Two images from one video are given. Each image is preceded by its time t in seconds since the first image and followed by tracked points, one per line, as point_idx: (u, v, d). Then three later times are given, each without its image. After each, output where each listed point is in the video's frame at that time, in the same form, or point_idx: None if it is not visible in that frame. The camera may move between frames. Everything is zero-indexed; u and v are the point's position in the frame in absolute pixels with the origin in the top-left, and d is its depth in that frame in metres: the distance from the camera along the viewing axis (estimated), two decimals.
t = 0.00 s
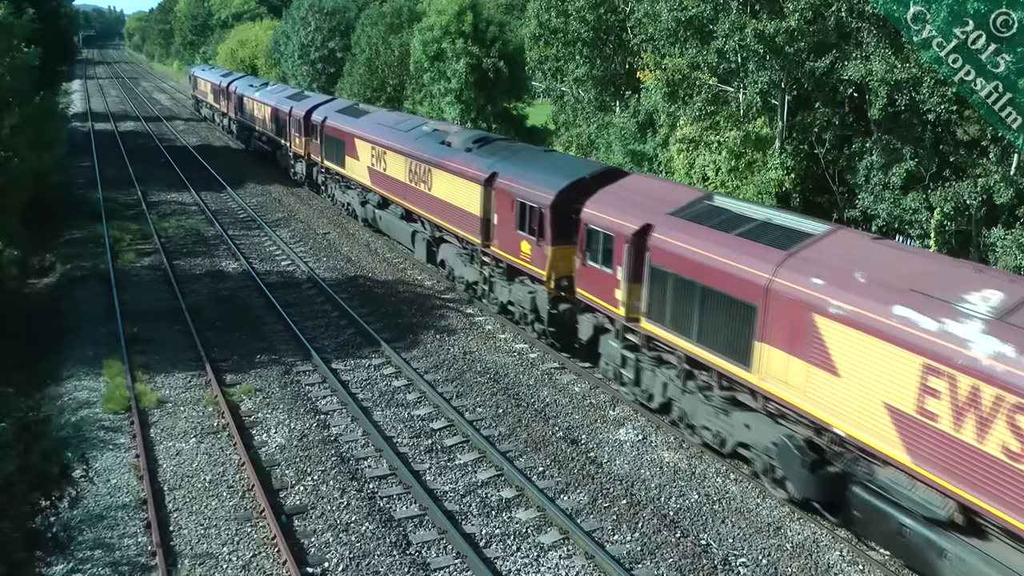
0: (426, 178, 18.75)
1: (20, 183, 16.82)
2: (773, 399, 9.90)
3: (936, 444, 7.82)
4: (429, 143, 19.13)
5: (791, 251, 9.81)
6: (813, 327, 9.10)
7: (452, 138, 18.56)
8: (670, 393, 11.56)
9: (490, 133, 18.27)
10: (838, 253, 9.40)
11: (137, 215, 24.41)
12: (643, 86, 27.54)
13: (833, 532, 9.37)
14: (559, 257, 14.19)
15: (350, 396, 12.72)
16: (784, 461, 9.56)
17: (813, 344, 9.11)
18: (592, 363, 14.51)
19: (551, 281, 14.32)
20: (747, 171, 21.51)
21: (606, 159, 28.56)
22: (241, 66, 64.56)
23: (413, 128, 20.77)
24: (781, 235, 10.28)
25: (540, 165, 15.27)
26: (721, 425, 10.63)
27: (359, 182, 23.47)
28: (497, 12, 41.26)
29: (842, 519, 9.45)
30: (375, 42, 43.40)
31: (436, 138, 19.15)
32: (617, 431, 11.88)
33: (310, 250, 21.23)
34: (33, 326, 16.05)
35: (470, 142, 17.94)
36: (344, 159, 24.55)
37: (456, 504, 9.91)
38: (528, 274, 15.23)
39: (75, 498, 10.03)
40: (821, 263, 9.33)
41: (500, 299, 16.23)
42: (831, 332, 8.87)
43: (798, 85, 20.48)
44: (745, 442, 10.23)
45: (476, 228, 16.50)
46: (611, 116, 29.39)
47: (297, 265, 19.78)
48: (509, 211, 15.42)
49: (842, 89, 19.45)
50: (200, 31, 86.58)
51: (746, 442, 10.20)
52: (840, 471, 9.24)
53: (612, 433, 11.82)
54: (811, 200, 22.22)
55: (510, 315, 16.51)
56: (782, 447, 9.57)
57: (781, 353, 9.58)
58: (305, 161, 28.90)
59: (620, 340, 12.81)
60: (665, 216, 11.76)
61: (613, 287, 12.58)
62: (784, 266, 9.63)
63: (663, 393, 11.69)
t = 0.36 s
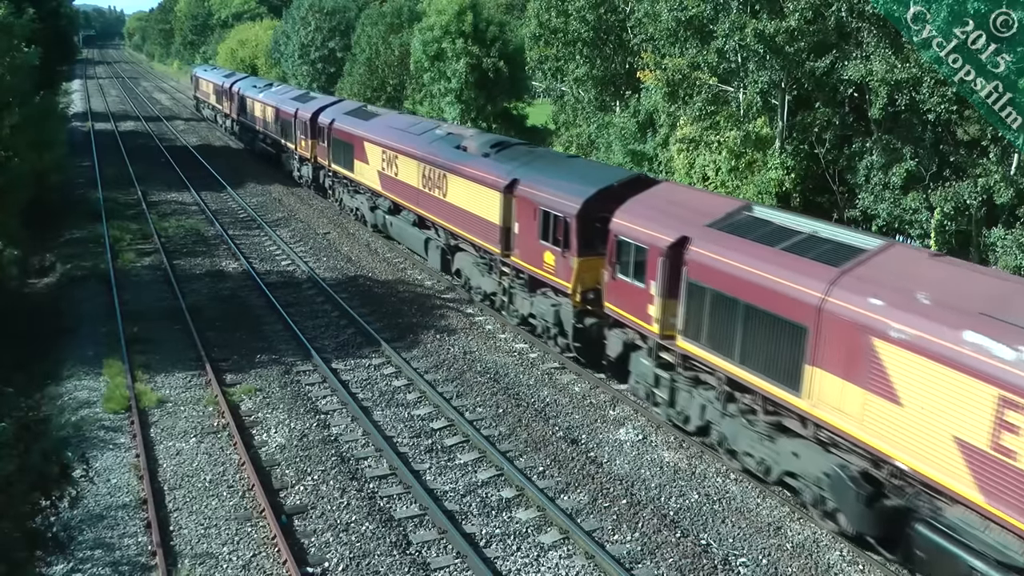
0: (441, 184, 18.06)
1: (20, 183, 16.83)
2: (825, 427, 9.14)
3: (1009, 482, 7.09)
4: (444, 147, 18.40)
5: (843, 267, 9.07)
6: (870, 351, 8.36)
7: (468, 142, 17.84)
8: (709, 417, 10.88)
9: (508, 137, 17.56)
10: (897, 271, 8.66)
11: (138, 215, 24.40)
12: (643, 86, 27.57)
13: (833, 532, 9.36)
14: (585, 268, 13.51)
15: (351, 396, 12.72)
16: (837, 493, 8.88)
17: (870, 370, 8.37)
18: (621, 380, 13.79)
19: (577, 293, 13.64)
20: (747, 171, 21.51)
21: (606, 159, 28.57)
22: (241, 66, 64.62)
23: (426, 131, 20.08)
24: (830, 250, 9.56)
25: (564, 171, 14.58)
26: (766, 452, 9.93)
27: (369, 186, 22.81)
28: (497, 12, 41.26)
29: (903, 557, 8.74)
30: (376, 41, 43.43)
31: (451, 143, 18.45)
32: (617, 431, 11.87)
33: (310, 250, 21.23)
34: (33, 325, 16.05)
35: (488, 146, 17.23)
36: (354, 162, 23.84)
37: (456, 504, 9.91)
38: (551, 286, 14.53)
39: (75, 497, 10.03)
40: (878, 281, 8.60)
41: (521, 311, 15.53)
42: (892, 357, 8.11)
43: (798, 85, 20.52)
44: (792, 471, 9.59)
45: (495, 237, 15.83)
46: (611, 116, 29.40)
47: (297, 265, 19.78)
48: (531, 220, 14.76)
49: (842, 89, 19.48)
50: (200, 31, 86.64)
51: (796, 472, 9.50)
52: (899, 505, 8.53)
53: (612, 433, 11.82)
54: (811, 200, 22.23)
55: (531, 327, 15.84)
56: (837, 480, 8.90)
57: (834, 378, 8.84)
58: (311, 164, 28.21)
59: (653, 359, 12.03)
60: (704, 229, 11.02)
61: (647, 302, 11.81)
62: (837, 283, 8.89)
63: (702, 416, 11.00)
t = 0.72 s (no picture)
0: (458, 190, 17.36)
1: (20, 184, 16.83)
2: (883, 459, 8.44)
3: None
4: (461, 152, 17.70)
5: (904, 288, 8.40)
6: (937, 380, 7.69)
7: (486, 147, 17.14)
8: (752, 443, 10.18)
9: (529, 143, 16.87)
10: (964, 293, 8.00)
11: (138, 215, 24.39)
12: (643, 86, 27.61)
13: (833, 531, 9.37)
14: (614, 281, 12.86)
15: (351, 396, 12.73)
16: (896, 530, 8.20)
17: (937, 400, 7.70)
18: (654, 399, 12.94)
19: (604, 307, 12.97)
20: (747, 171, 21.52)
21: (606, 159, 28.58)
22: (241, 66, 64.66)
23: (440, 136, 19.39)
24: (887, 268, 8.88)
25: (591, 179, 13.89)
26: (816, 482, 9.25)
27: (378, 191, 22.09)
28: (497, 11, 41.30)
29: None
30: (376, 41, 43.48)
31: (468, 148, 17.76)
32: (617, 431, 11.87)
33: (310, 249, 21.22)
34: (33, 325, 16.05)
35: (507, 152, 16.54)
36: (363, 166, 23.13)
37: (456, 504, 9.90)
38: (577, 299, 13.83)
39: (76, 497, 10.03)
40: (943, 303, 7.94)
41: (543, 324, 14.81)
42: (961, 386, 7.45)
43: (798, 85, 20.57)
44: (846, 503, 8.88)
45: (516, 247, 15.14)
46: (612, 116, 29.41)
47: (297, 265, 19.77)
48: (556, 231, 14.09)
49: (842, 89, 19.52)
50: (200, 31, 86.69)
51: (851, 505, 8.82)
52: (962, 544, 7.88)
53: (612, 433, 11.82)
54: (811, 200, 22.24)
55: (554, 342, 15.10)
56: (897, 514, 8.20)
57: (895, 407, 8.15)
58: (317, 167, 27.49)
59: (689, 379, 11.31)
60: (746, 242, 10.37)
61: (682, 319, 11.16)
62: (898, 305, 8.22)
63: (744, 442, 10.27)
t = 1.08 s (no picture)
0: (474, 197, 16.65)
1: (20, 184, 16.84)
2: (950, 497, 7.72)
3: None
4: (476, 157, 16.97)
5: (972, 310, 7.66)
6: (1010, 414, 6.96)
7: (504, 152, 16.41)
8: (803, 472, 9.52)
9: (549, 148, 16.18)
10: None
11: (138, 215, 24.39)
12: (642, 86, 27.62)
13: (833, 531, 9.37)
14: (647, 296, 12.17)
15: (351, 396, 12.73)
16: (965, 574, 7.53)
17: (1010, 436, 6.96)
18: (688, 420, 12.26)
19: (637, 323, 12.27)
20: (747, 171, 21.53)
21: (606, 159, 28.59)
22: (241, 65, 64.69)
23: (454, 139, 18.67)
24: (950, 288, 8.16)
25: (619, 187, 13.22)
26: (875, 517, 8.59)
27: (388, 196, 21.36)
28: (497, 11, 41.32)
29: None
30: (376, 41, 43.49)
31: (484, 152, 17.04)
32: (617, 431, 11.87)
33: (310, 249, 21.21)
34: (33, 325, 16.05)
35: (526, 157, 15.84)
36: (373, 171, 22.38)
37: (457, 504, 9.90)
38: (604, 313, 13.14)
39: (76, 497, 10.03)
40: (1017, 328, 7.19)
41: (568, 339, 14.10)
42: None
43: (798, 85, 20.60)
44: (907, 542, 8.25)
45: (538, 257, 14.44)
46: (612, 116, 29.41)
47: (297, 265, 19.77)
48: (583, 241, 13.40)
49: (842, 89, 19.53)
50: (200, 31, 86.69)
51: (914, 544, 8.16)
52: None
53: (612, 433, 11.81)
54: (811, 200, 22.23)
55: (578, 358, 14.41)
56: (966, 557, 7.56)
57: (963, 442, 7.42)
58: (324, 170, 26.81)
59: (731, 402, 10.63)
60: (792, 257, 9.67)
61: (723, 338, 10.46)
62: (967, 331, 7.49)
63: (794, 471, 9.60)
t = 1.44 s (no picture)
0: (493, 205, 15.98)
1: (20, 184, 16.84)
2: None
3: None
4: (494, 163, 16.29)
5: None
6: None
7: (524, 158, 15.73)
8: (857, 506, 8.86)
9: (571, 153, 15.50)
10: None
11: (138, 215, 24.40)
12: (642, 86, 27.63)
13: (833, 531, 9.37)
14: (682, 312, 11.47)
15: (351, 396, 12.73)
16: None
17: None
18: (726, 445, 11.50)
19: (670, 341, 11.56)
20: (747, 171, 21.54)
21: (606, 159, 28.59)
22: (241, 65, 64.68)
23: (469, 144, 18.01)
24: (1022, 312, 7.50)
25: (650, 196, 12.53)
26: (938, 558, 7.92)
27: (400, 202, 20.67)
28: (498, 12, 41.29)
29: None
30: (376, 41, 43.49)
31: (502, 158, 16.37)
32: (617, 431, 11.87)
33: (310, 250, 21.21)
34: (33, 325, 16.06)
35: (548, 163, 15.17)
36: (383, 176, 21.68)
37: (456, 504, 9.91)
38: (634, 329, 12.43)
39: (75, 497, 10.02)
40: None
41: (594, 356, 13.40)
42: None
43: (798, 85, 20.61)
44: None
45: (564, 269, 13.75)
46: (611, 116, 29.42)
47: (297, 265, 19.77)
48: (612, 254, 12.71)
49: (842, 89, 19.53)
50: (200, 31, 86.66)
51: None
52: None
53: (612, 433, 11.81)
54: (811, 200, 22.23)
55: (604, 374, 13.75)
56: None
57: None
58: (331, 174, 26.19)
59: (776, 428, 9.96)
60: (845, 275, 9.02)
61: (769, 360, 9.81)
62: None
63: (849, 505, 8.93)
